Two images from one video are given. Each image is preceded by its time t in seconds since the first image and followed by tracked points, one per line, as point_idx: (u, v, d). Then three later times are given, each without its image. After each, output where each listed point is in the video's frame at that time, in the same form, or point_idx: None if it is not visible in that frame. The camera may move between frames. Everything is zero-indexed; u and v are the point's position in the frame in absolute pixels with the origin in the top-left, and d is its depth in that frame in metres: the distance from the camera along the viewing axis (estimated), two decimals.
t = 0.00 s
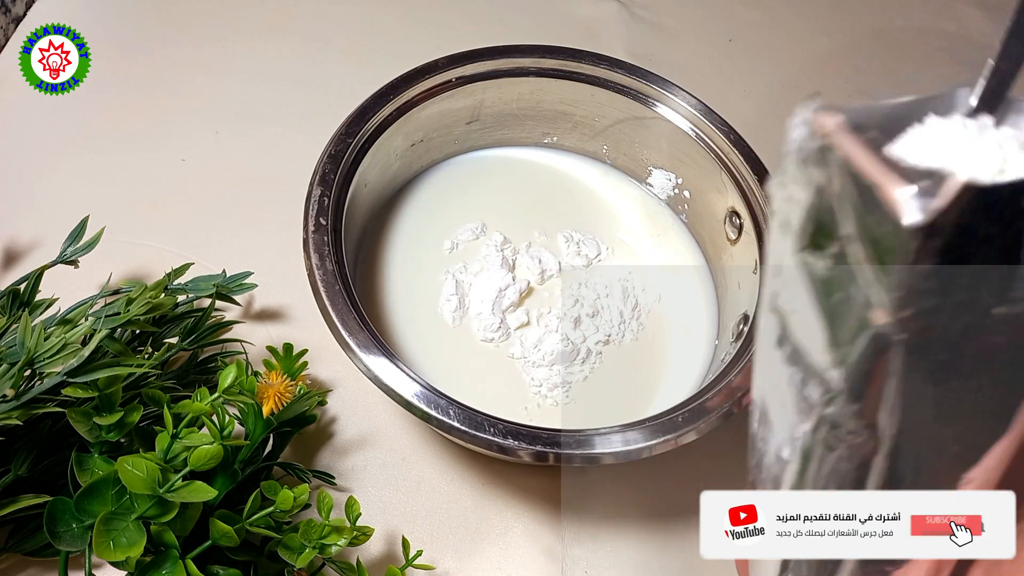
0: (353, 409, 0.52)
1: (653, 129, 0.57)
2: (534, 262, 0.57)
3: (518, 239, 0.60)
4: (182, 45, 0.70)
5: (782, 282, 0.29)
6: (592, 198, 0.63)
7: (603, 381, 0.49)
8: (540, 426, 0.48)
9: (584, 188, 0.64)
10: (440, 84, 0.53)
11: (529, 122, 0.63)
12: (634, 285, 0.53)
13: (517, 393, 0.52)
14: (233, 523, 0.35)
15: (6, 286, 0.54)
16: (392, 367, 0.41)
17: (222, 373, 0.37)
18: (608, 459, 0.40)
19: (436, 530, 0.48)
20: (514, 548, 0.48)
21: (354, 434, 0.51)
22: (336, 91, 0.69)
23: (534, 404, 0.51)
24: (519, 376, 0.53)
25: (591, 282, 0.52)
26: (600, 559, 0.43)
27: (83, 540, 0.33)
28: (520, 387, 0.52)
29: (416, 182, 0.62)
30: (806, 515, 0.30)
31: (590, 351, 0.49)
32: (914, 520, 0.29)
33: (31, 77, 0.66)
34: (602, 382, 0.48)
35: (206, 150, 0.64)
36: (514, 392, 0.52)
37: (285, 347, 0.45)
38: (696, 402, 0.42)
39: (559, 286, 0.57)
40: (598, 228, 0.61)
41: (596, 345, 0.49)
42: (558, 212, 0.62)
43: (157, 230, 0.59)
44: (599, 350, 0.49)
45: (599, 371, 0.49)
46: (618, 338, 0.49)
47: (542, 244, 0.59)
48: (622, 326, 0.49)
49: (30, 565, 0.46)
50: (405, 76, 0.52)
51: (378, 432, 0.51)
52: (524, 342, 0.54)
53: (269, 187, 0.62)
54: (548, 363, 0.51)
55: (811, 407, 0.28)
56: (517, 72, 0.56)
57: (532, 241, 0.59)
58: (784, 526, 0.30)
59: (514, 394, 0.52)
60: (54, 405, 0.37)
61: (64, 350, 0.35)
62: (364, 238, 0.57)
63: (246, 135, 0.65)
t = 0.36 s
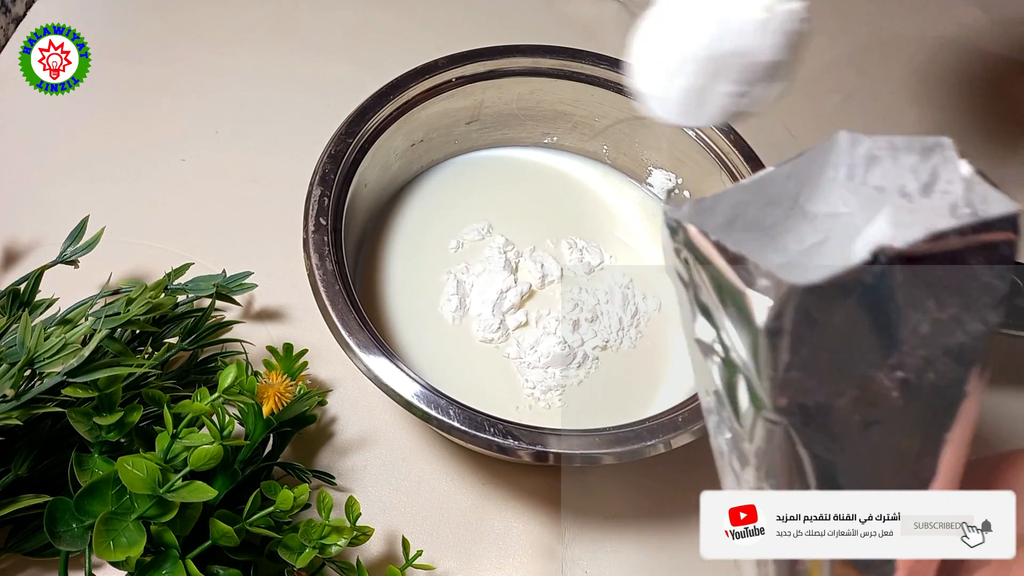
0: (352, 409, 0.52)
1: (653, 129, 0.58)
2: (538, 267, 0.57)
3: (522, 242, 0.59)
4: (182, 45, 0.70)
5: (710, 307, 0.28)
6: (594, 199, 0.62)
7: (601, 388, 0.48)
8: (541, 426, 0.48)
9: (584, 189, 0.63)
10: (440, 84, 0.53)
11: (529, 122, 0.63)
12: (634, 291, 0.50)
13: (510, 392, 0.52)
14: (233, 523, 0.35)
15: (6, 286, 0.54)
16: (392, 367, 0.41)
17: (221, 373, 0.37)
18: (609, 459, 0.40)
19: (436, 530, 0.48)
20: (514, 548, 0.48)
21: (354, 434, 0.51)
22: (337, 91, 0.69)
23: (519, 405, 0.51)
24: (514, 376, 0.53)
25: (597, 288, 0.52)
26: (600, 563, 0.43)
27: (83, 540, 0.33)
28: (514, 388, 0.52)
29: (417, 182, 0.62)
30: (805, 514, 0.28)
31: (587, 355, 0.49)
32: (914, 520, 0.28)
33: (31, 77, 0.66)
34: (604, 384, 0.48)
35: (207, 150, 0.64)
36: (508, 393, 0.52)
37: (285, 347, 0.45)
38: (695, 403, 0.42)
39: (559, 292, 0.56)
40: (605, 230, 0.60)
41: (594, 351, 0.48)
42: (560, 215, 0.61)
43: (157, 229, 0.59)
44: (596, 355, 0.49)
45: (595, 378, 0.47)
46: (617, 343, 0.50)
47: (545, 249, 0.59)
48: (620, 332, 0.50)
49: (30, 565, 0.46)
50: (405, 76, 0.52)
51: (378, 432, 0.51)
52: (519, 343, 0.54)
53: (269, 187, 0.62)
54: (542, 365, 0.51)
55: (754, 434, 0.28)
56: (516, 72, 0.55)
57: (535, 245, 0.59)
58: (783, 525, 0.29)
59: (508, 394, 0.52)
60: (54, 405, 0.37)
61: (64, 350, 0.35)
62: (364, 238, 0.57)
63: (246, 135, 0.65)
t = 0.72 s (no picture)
0: (352, 409, 0.52)
1: (652, 129, 0.57)
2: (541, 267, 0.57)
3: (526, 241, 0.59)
4: (182, 45, 0.70)
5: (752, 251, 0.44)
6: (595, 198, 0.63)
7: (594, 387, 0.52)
8: (540, 425, 0.48)
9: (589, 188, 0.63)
10: (440, 84, 0.53)
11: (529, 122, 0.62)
12: (634, 293, 0.57)
13: (502, 387, 0.52)
14: (233, 523, 0.35)
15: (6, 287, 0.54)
16: (392, 367, 0.41)
17: (221, 373, 0.37)
18: (609, 459, 0.40)
19: (436, 530, 0.48)
20: (514, 548, 0.48)
21: (354, 434, 0.51)
22: (337, 91, 0.69)
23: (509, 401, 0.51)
24: (509, 373, 0.52)
25: (595, 294, 0.56)
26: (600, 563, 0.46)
27: (83, 540, 0.33)
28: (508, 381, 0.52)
29: (417, 181, 0.62)
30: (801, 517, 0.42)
31: (582, 354, 0.53)
32: (913, 522, 0.41)
33: (32, 77, 0.66)
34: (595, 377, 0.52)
35: (207, 150, 0.64)
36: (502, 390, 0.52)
37: (285, 347, 0.45)
38: (695, 402, 0.42)
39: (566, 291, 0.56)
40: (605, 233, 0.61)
41: (589, 351, 0.53)
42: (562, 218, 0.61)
43: (157, 230, 0.59)
44: (591, 355, 0.53)
45: (589, 375, 0.52)
46: (612, 345, 0.54)
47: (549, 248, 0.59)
48: (618, 334, 0.54)
49: (30, 565, 0.46)
50: (405, 75, 0.52)
51: (378, 432, 0.51)
52: (515, 340, 0.54)
53: (269, 187, 0.62)
54: (536, 362, 0.52)
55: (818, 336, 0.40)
56: (516, 72, 0.55)
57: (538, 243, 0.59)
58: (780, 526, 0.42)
59: (501, 389, 0.52)
60: (54, 405, 0.37)
61: (63, 350, 0.35)
62: (364, 238, 0.57)
63: (246, 135, 0.65)
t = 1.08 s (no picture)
0: (352, 409, 0.52)
1: (652, 129, 0.58)
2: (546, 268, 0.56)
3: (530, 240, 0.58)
4: (182, 45, 0.70)
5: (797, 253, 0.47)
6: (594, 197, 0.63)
7: (592, 393, 0.51)
8: (540, 425, 0.48)
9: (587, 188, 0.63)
10: (440, 84, 0.54)
11: (529, 122, 0.62)
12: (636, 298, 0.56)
13: (498, 386, 0.51)
14: (233, 523, 0.35)
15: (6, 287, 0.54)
16: (392, 367, 0.41)
17: (222, 373, 0.37)
18: (609, 460, 0.40)
19: (436, 530, 0.48)
20: (514, 548, 0.48)
21: (354, 434, 0.51)
22: (336, 91, 0.69)
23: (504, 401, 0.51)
24: (507, 374, 0.52)
25: (596, 298, 0.55)
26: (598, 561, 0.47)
27: (83, 540, 0.33)
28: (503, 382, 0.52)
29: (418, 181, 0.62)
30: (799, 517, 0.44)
31: (580, 359, 0.52)
32: (914, 521, 0.43)
33: (32, 77, 0.66)
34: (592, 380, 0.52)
35: (207, 150, 0.64)
36: (497, 391, 0.51)
37: (285, 347, 0.45)
38: (695, 401, 0.42)
39: (567, 294, 0.55)
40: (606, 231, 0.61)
41: (587, 356, 0.52)
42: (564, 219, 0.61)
43: (157, 229, 0.59)
44: (589, 360, 0.52)
45: (584, 381, 0.52)
46: (610, 352, 0.53)
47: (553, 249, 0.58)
48: (617, 341, 0.54)
49: (30, 565, 0.46)
50: (404, 75, 0.52)
51: (378, 432, 0.51)
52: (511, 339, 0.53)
53: (269, 187, 0.62)
54: (534, 364, 0.52)
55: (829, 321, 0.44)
56: (516, 72, 0.55)
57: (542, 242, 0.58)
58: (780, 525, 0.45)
59: (497, 389, 0.51)
60: (54, 405, 0.37)
61: (64, 350, 0.35)
62: (364, 238, 0.57)
63: (246, 135, 0.65)
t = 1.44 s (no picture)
0: (352, 409, 0.52)
1: (652, 129, 0.57)
2: (549, 268, 0.56)
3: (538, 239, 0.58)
4: (182, 45, 0.70)
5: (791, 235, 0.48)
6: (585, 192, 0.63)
7: (598, 402, 0.51)
8: (540, 425, 0.48)
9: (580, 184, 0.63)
10: (440, 84, 0.54)
11: (529, 122, 0.62)
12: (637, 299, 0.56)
13: (502, 385, 0.52)
14: (233, 523, 0.35)
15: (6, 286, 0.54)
16: (392, 367, 0.41)
17: (221, 373, 0.37)
18: (609, 459, 0.40)
19: (436, 530, 0.48)
20: (514, 548, 0.48)
21: (354, 434, 0.51)
22: (337, 91, 0.69)
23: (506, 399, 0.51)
24: (513, 379, 0.52)
25: (609, 309, 0.55)
26: (599, 561, 0.47)
27: (83, 540, 0.33)
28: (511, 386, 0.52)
29: (419, 179, 0.62)
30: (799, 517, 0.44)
31: (590, 370, 0.52)
32: (913, 521, 0.43)
33: (32, 77, 0.66)
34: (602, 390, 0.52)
35: (207, 150, 0.64)
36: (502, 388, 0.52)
37: (285, 347, 0.45)
38: (695, 402, 0.42)
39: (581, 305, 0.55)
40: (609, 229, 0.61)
41: (597, 369, 0.52)
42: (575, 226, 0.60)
43: (156, 229, 0.59)
44: (599, 374, 0.52)
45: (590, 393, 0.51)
46: (622, 369, 0.53)
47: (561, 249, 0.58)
48: (632, 360, 0.53)
49: (30, 565, 0.46)
50: (404, 75, 0.52)
51: (378, 432, 0.51)
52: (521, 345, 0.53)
53: (269, 187, 0.62)
54: (542, 372, 0.51)
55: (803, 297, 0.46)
56: (516, 72, 0.55)
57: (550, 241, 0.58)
58: (780, 525, 0.44)
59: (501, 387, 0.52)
60: (54, 405, 0.37)
61: (63, 350, 0.35)
62: (363, 237, 0.57)
63: (246, 135, 0.65)
